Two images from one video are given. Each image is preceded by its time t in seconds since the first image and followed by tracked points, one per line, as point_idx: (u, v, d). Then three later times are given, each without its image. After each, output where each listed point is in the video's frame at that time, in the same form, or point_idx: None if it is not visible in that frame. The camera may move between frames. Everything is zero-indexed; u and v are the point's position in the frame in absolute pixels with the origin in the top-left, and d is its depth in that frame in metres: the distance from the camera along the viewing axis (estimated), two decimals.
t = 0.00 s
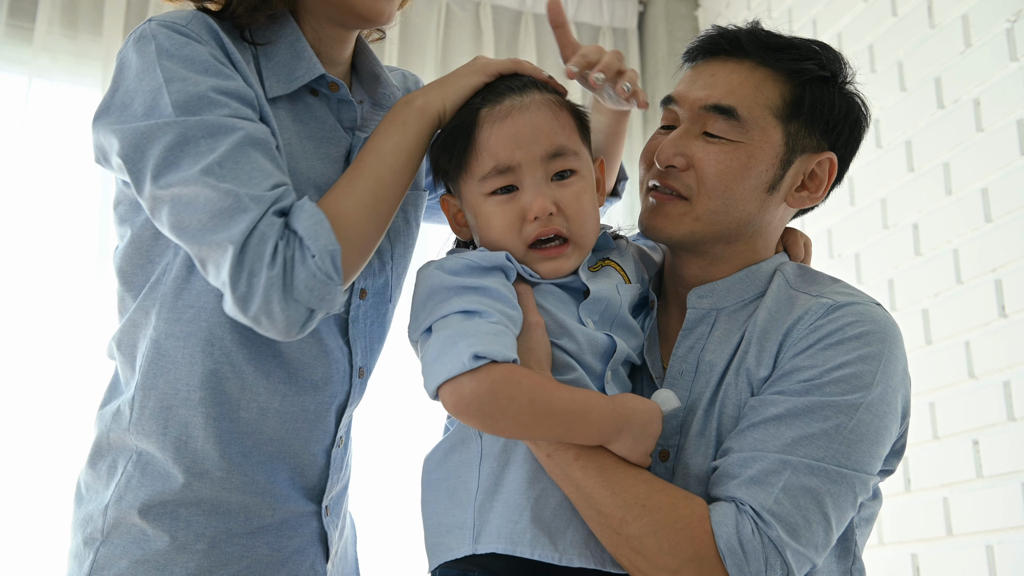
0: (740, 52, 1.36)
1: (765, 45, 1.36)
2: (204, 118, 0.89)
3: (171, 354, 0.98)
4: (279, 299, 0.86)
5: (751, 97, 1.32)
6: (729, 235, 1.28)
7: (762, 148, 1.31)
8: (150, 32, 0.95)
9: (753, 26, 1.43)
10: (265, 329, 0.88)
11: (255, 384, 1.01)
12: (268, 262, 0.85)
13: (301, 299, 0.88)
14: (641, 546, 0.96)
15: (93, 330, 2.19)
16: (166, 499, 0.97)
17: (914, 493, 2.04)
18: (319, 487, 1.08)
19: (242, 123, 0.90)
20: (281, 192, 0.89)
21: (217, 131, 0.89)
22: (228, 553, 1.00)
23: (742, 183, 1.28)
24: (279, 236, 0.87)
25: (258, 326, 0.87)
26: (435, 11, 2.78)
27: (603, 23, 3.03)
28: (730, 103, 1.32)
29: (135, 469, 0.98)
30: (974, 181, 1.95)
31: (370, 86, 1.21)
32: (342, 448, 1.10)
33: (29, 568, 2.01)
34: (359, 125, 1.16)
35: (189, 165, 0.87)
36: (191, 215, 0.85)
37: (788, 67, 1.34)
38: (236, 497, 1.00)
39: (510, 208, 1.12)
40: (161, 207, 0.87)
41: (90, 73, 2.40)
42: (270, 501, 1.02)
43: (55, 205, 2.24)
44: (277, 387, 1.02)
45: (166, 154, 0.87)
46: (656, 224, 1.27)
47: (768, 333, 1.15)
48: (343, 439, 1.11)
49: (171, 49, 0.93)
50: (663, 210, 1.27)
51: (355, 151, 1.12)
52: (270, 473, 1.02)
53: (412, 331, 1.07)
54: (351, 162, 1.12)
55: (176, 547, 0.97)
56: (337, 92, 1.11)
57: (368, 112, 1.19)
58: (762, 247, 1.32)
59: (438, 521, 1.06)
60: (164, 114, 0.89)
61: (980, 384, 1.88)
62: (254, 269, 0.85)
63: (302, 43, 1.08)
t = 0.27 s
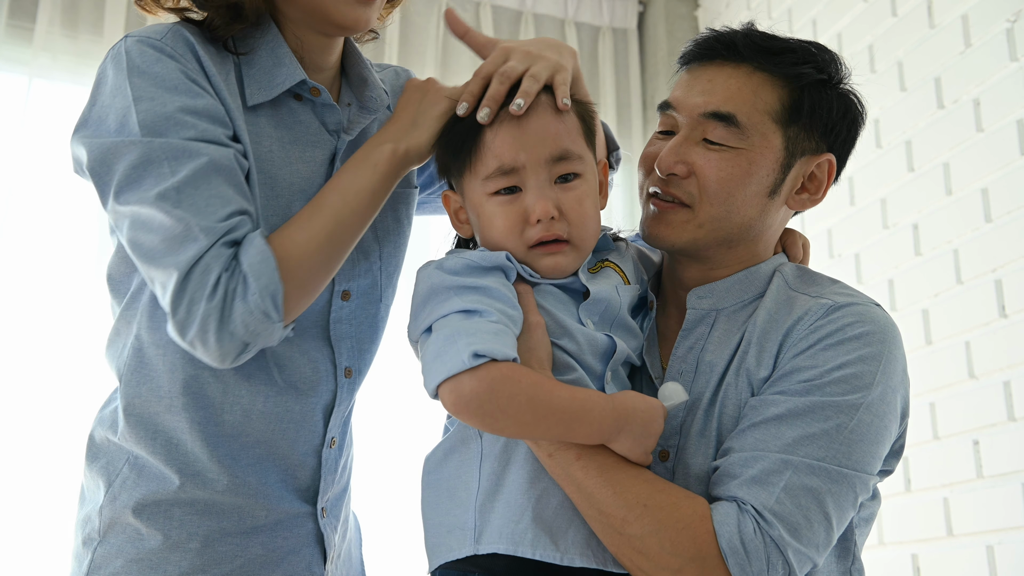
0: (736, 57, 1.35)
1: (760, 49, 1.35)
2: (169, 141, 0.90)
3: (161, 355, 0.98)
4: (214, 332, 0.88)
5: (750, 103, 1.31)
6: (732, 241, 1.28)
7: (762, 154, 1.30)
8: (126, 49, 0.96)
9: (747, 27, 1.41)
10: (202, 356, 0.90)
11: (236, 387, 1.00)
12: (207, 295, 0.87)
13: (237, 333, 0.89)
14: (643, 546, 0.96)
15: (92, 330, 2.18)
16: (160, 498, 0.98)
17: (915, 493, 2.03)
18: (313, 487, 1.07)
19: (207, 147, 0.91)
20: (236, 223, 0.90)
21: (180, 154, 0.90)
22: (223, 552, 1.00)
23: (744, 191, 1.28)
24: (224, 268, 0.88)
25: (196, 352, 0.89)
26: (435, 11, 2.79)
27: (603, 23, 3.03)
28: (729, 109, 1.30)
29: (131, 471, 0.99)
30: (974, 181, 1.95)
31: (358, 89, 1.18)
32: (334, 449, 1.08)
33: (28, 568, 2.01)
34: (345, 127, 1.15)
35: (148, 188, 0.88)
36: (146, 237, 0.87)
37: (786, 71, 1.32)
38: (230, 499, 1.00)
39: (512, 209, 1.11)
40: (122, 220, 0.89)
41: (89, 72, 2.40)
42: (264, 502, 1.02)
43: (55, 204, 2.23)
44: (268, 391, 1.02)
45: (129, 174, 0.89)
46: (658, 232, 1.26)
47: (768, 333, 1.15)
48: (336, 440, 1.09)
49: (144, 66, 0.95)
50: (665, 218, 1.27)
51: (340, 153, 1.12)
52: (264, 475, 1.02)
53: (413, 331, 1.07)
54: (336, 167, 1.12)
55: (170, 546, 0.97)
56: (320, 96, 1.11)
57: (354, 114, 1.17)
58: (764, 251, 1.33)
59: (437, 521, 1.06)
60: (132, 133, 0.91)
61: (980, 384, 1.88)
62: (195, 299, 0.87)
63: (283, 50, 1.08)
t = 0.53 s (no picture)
0: (766, 63, 1.31)
1: (791, 58, 1.32)
2: (154, 156, 0.87)
3: (167, 356, 0.97)
4: (211, 345, 0.84)
5: (778, 114, 1.29)
6: (745, 249, 1.28)
7: (786, 168, 1.29)
8: (113, 62, 0.95)
9: (776, 29, 1.37)
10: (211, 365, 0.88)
11: (238, 390, 0.99)
12: (196, 311, 0.83)
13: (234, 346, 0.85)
14: (645, 542, 0.96)
15: (92, 331, 2.18)
16: (163, 498, 0.97)
17: (915, 493, 2.04)
18: (315, 486, 1.07)
19: (193, 158, 0.87)
20: (221, 231, 0.85)
21: (165, 168, 0.86)
22: (225, 551, 1.00)
23: (765, 203, 1.26)
24: (212, 280, 0.84)
25: (205, 362, 0.87)
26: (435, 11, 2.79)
27: (604, 23, 3.03)
28: (757, 120, 1.27)
29: (133, 471, 0.98)
30: (974, 180, 1.95)
31: (353, 83, 1.19)
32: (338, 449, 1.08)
33: (28, 568, 2.01)
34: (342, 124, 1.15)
35: (137, 203, 0.86)
36: (143, 253, 0.86)
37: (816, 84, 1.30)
38: (232, 499, 1.00)
39: (522, 210, 1.12)
40: (125, 238, 0.88)
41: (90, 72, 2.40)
42: (267, 501, 1.02)
43: (55, 204, 2.22)
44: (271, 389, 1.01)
45: (121, 192, 0.87)
46: (674, 239, 1.25)
47: (773, 332, 1.15)
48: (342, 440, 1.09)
49: (130, 79, 0.93)
50: (682, 225, 1.25)
51: (338, 152, 1.13)
52: (266, 475, 1.02)
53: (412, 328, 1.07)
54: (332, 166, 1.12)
55: (173, 545, 0.97)
56: (315, 98, 1.11)
57: (349, 110, 1.17)
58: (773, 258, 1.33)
59: (440, 521, 1.06)
60: (119, 150, 0.88)
61: (980, 384, 1.88)
62: (188, 313, 0.84)
63: (277, 52, 1.07)
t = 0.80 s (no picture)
0: (784, 63, 1.30)
1: (808, 57, 1.31)
2: (205, 125, 0.83)
3: (181, 354, 0.97)
4: (319, 293, 0.80)
5: (795, 114, 1.28)
6: (757, 248, 1.27)
7: (801, 168, 1.29)
8: (136, 59, 0.92)
9: (793, 27, 1.36)
10: (318, 322, 0.83)
11: (252, 391, 0.99)
12: (299, 259, 0.79)
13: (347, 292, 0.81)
14: (658, 550, 0.96)
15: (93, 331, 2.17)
16: (168, 499, 0.97)
17: (915, 492, 2.04)
18: (321, 487, 1.06)
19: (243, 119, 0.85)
20: (298, 177, 0.82)
21: (220, 134, 0.83)
22: (230, 552, 0.99)
23: (779, 203, 1.26)
24: (306, 225, 0.80)
25: (310, 320, 0.82)
26: (436, 9, 2.79)
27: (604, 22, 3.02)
28: (774, 120, 1.27)
29: (137, 470, 0.98)
30: (976, 179, 1.95)
31: (356, 72, 1.16)
32: (342, 445, 1.07)
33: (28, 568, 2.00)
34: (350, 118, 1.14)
35: (200, 176, 0.81)
36: (215, 226, 0.81)
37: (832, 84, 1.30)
38: (237, 500, 1.00)
39: (551, 221, 1.07)
40: (189, 227, 0.82)
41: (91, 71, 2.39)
42: (272, 502, 1.01)
43: (55, 204, 2.22)
44: (279, 390, 1.00)
45: (178, 172, 0.82)
46: (686, 237, 1.24)
47: (783, 335, 1.14)
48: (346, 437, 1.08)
49: (163, 69, 0.90)
50: (695, 224, 1.24)
51: (350, 145, 1.12)
52: (272, 476, 1.01)
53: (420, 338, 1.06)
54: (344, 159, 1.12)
55: (178, 546, 0.97)
56: (325, 93, 1.10)
57: (357, 102, 1.15)
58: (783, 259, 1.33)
59: (446, 522, 1.05)
60: (165, 133, 0.84)
61: (981, 383, 1.88)
62: (290, 268, 0.80)
63: (282, 45, 1.07)
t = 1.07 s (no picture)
0: (785, 58, 1.30)
1: (810, 51, 1.31)
2: (206, 137, 0.82)
3: (184, 359, 0.97)
4: (318, 318, 0.79)
5: (798, 108, 1.28)
6: (764, 244, 1.27)
7: (806, 162, 1.29)
8: (138, 63, 0.90)
9: (793, 23, 1.36)
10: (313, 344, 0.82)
11: (257, 396, 0.98)
12: (301, 283, 0.79)
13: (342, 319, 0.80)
14: (672, 558, 0.95)
15: (95, 331, 2.16)
16: (173, 500, 0.97)
17: (917, 492, 2.04)
18: (325, 488, 1.06)
19: (247, 133, 0.84)
20: (303, 197, 0.81)
21: (222, 147, 0.82)
22: (234, 554, 0.99)
23: (784, 198, 1.26)
24: (309, 251, 0.79)
25: (304, 342, 0.82)
26: (437, 9, 2.78)
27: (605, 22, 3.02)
28: (777, 114, 1.27)
29: (142, 470, 0.97)
30: (978, 179, 1.95)
31: (365, 71, 1.16)
32: (347, 447, 1.06)
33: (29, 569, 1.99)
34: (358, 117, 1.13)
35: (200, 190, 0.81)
36: (215, 242, 0.80)
37: (834, 78, 1.30)
38: (242, 502, 0.99)
39: (590, 234, 1.03)
40: (187, 238, 0.82)
41: (92, 71, 2.38)
42: (277, 504, 1.01)
43: (56, 204, 2.21)
44: (285, 393, 0.99)
45: (177, 183, 0.81)
46: (693, 234, 1.24)
47: (793, 338, 1.14)
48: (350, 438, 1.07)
49: (163, 75, 0.88)
50: (701, 221, 1.25)
51: (358, 145, 1.12)
52: (276, 478, 1.01)
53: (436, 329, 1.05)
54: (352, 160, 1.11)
55: (182, 547, 0.96)
56: (332, 93, 1.09)
57: (365, 101, 1.14)
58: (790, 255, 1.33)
59: (453, 524, 1.05)
60: (165, 143, 0.83)
61: (982, 384, 1.88)
62: (290, 291, 0.79)
63: (288, 46, 1.06)
